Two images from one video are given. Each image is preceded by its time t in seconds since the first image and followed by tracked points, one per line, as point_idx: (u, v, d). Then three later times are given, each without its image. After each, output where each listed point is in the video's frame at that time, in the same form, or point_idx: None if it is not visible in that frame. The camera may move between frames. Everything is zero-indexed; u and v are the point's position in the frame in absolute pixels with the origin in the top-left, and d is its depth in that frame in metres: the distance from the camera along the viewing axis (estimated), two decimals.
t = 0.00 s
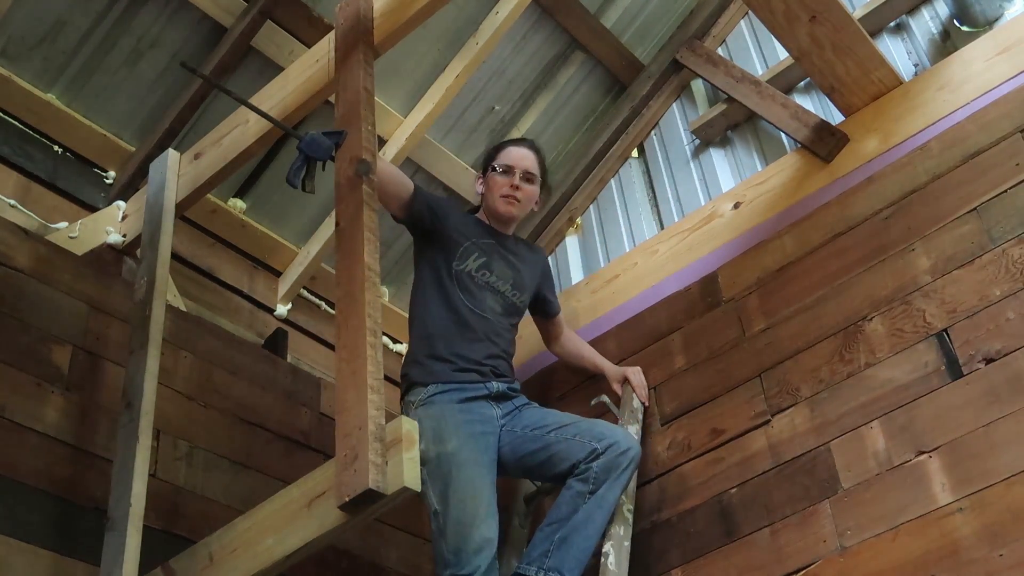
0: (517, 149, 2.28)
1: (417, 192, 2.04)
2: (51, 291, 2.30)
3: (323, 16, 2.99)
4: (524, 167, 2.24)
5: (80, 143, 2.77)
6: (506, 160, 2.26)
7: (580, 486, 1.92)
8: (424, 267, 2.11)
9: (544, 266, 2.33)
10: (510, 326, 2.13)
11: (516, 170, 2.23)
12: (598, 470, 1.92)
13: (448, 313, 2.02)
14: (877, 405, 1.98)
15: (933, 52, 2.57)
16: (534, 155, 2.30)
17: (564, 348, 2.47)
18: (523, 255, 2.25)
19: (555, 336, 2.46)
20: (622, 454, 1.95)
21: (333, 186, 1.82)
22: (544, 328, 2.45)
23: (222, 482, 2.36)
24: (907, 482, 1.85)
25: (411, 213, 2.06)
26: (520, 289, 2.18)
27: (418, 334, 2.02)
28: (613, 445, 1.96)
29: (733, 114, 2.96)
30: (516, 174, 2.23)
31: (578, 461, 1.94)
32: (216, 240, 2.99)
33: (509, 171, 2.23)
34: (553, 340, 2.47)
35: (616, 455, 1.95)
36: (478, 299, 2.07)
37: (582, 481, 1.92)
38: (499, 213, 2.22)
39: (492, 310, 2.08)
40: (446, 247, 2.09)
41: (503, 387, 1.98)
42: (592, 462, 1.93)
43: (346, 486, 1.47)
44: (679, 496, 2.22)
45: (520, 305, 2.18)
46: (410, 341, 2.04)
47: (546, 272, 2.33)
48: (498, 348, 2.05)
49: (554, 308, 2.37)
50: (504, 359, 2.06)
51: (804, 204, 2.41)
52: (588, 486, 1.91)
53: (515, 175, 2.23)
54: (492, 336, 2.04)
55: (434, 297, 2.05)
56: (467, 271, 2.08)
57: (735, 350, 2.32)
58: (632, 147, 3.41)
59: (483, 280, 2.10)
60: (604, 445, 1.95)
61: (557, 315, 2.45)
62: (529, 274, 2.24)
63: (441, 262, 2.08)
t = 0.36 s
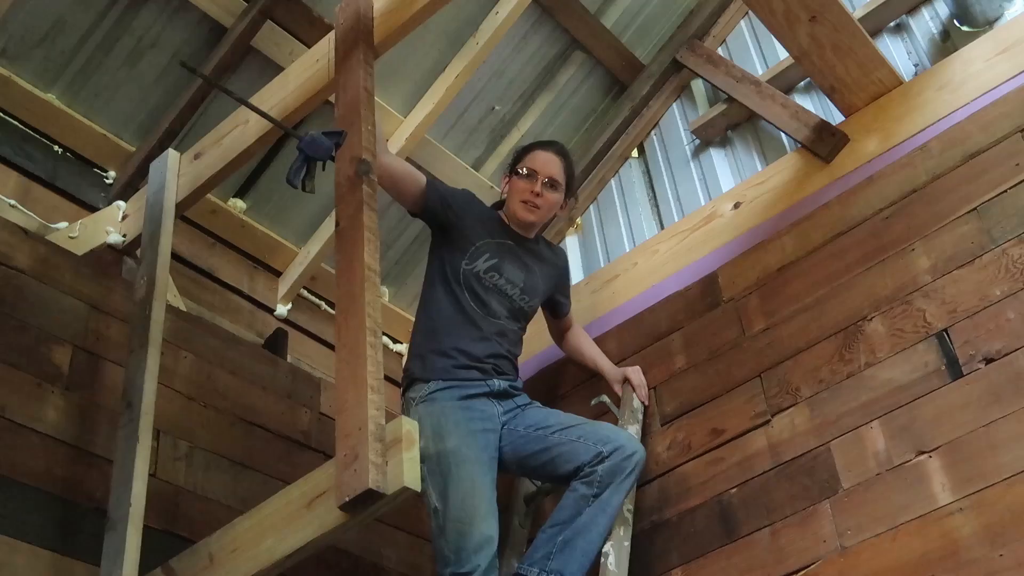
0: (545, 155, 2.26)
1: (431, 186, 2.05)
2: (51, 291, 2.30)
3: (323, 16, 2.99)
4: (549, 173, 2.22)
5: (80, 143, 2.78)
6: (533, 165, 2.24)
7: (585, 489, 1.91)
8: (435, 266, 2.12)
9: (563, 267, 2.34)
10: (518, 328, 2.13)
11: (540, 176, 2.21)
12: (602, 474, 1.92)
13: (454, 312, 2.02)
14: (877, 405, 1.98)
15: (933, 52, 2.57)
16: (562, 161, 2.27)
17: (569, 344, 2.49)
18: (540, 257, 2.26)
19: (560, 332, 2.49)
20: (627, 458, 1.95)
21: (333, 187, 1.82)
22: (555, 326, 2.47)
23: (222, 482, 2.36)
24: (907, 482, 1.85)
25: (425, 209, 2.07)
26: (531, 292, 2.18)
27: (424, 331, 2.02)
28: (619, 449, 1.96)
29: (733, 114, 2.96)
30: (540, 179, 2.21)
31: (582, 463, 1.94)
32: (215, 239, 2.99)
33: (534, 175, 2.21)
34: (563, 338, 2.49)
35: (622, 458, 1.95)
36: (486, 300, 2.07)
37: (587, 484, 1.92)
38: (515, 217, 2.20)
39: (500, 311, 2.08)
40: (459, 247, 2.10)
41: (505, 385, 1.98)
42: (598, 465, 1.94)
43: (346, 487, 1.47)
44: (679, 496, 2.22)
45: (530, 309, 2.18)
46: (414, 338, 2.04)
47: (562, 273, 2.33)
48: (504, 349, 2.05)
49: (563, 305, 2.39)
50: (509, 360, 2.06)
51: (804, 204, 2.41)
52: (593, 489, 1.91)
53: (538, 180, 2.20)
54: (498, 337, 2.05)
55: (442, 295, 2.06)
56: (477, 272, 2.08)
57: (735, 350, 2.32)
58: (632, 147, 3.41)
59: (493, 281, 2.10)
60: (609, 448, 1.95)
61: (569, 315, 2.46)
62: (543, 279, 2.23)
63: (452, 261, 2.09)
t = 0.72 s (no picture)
0: (560, 152, 2.24)
1: (442, 182, 2.06)
2: (51, 291, 2.30)
3: (324, 16, 2.99)
4: (564, 171, 2.20)
5: (80, 143, 2.78)
6: (547, 162, 2.22)
7: (576, 500, 1.92)
8: (447, 262, 2.12)
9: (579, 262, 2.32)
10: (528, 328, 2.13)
11: (554, 172, 2.19)
12: (593, 483, 1.93)
13: (464, 309, 2.02)
14: (877, 405, 1.98)
15: (934, 52, 2.57)
16: (576, 158, 2.25)
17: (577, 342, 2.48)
18: (554, 255, 2.23)
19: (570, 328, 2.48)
20: (619, 467, 1.95)
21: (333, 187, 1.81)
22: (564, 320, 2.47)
23: (222, 482, 2.36)
24: (907, 482, 1.85)
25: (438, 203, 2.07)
26: (542, 292, 2.17)
27: (434, 327, 2.03)
28: (610, 459, 1.96)
29: (733, 114, 2.96)
30: (554, 175, 2.19)
31: (573, 472, 1.95)
32: (215, 239, 2.99)
33: (548, 172, 2.19)
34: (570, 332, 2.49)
35: (614, 468, 1.95)
36: (497, 300, 2.06)
37: (578, 493, 1.92)
38: (528, 214, 2.18)
39: (510, 310, 2.08)
40: (472, 244, 2.10)
41: (513, 386, 1.99)
42: (589, 475, 1.94)
43: (346, 487, 1.47)
44: (679, 496, 2.22)
45: (539, 309, 2.17)
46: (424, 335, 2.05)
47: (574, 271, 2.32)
48: (512, 348, 2.05)
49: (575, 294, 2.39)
50: (517, 359, 2.06)
51: (804, 204, 2.41)
52: (584, 500, 1.91)
53: (552, 177, 2.18)
54: (507, 337, 2.05)
55: (451, 293, 2.06)
56: (488, 269, 2.07)
57: (735, 350, 2.32)
58: (632, 147, 3.41)
59: (503, 280, 2.08)
60: (602, 456, 1.96)
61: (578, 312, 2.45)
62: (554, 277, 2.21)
63: (463, 259, 2.09)
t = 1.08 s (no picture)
0: (566, 153, 2.23)
1: (447, 179, 2.07)
2: (51, 291, 2.30)
3: (324, 17, 2.99)
4: (568, 173, 2.19)
5: (80, 143, 2.78)
6: (553, 163, 2.21)
7: (561, 505, 1.91)
8: (449, 259, 2.14)
9: (581, 263, 2.33)
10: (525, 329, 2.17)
11: (558, 174, 2.18)
12: (577, 488, 1.92)
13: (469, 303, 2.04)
14: (877, 405, 1.98)
15: (934, 52, 2.57)
16: (581, 161, 2.24)
17: (575, 342, 2.51)
18: (552, 257, 2.22)
19: (569, 328, 2.52)
20: (601, 471, 1.96)
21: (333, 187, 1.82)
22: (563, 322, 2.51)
23: (222, 482, 2.36)
24: (907, 482, 1.85)
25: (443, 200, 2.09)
26: (540, 296, 2.17)
27: (437, 321, 2.04)
28: (593, 463, 1.97)
29: (733, 114, 2.96)
30: (558, 177, 2.18)
31: (557, 477, 1.95)
32: (215, 239, 2.99)
33: (552, 174, 2.18)
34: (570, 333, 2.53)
35: (597, 471, 1.96)
36: (501, 296, 2.09)
37: (564, 499, 1.92)
38: (531, 216, 2.17)
39: (511, 309, 2.10)
40: (477, 240, 2.11)
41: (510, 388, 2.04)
42: (573, 479, 1.94)
43: (346, 486, 1.47)
44: (679, 496, 2.22)
45: (537, 310, 2.19)
46: (426, 328, 2.05)
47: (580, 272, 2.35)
48: (510, 348, 2.08)
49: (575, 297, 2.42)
50: (513, 358, 2.10)
51: (804, 204, 2.41)
52: (570, 504, 1.90)
53: (556, 179, 2.17)
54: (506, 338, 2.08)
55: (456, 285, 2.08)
56: (491, 269, 2.09)
57: (734, 350, 2.32)
58: (632, 147, 3.41)
59: (503, 282, 2.10)
60: (583, 461, 1.96)
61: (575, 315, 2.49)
62: (557, 278, 2.23)
63: (466, 256, 2.10)
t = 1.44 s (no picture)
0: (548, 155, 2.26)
1: (432, 184, 2.05)
2: (51, 291, 2.30)
3: (324, 17, 2.99)
4: (553, 173, 2.23)
5: (80, 143, 2.78)
6: (536, 166, 2.24)
7: (564, 507, 1.91)
8: (435, 266, 2.11)
9: (561, 271, 2.32)
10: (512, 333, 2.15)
11: (544, 176, 2.21)
12: (580, 491, 1.92)
13: (457, 311, 2.01)
14: (877, 405, 1.98)
15: (934, 52, 2.57)
16: (564, 162, 2.28)
17: (562, 352, 2.46)
18: (535, 262, 2.22)
19: (549, 340, 2.46)
20: (600, 475, 1.95)
21: (333, 187, 1.82)
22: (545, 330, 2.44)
23: (222, 482, 2.36)
24: (907, 482, 1.85)
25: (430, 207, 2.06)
26: (526, 300, 2.17)
27: (425, 330, 2.01)
28: (595, 467, 1.96)
29: (733, 114, 2.96)
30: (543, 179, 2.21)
31: (558, 480, 1.95)
32: (215, 239, 3.00)
33: (538, 176, 2.21)
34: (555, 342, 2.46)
35: (596, 477, 1.95)
36: (488, 302, 2.07)
37: (565, 501, 1.92)
38: (522, 218, 2.19)
39: (500, 316, 2.09)
40: (462, 246, 2.10)
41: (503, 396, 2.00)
42: (575, 482, 1.94)
43: (346, 487, 1.47)
44: (679, 496, 2.22)
45: (523, 315, 2.18)
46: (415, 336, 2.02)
47: (560, 281, 2.31)
48: (501, 355, 2.06)
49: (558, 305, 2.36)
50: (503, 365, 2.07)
51: (804, 204, 2.41)
52: (572, 507, 1.90)
53: (544, 180, 2.20)
54: (496, 345, 2.06)
55: (445, 292, 2.05)
56: (479, 271, 2.08)
57: (734, 350, 2.32)
58: (632, 147, 3.41)
59: (491, 286, 2.09)
60: (586, 465, 1.96)
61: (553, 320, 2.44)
62: (539, 282, 2.22)
63: (452, 260, 2.09)
